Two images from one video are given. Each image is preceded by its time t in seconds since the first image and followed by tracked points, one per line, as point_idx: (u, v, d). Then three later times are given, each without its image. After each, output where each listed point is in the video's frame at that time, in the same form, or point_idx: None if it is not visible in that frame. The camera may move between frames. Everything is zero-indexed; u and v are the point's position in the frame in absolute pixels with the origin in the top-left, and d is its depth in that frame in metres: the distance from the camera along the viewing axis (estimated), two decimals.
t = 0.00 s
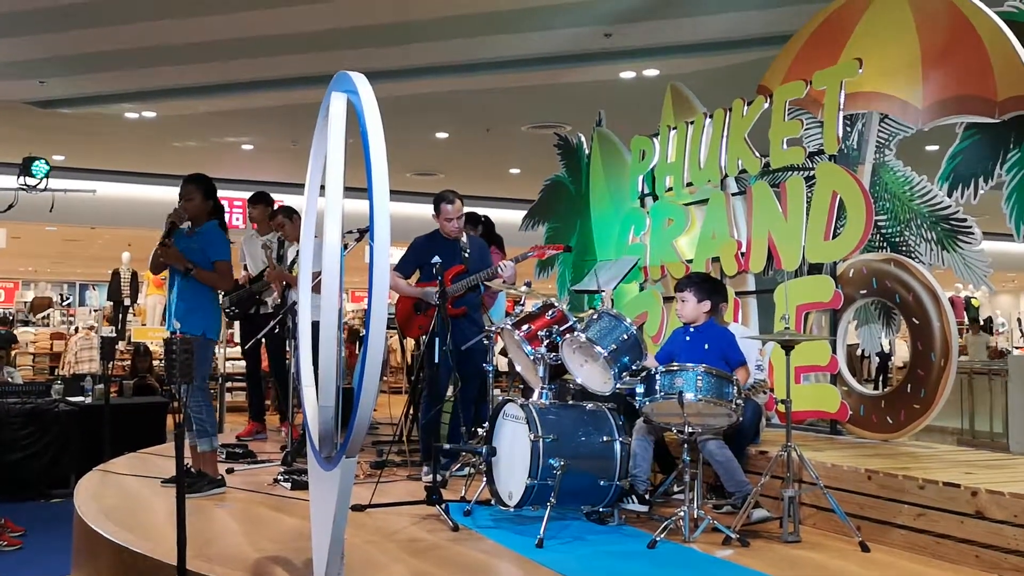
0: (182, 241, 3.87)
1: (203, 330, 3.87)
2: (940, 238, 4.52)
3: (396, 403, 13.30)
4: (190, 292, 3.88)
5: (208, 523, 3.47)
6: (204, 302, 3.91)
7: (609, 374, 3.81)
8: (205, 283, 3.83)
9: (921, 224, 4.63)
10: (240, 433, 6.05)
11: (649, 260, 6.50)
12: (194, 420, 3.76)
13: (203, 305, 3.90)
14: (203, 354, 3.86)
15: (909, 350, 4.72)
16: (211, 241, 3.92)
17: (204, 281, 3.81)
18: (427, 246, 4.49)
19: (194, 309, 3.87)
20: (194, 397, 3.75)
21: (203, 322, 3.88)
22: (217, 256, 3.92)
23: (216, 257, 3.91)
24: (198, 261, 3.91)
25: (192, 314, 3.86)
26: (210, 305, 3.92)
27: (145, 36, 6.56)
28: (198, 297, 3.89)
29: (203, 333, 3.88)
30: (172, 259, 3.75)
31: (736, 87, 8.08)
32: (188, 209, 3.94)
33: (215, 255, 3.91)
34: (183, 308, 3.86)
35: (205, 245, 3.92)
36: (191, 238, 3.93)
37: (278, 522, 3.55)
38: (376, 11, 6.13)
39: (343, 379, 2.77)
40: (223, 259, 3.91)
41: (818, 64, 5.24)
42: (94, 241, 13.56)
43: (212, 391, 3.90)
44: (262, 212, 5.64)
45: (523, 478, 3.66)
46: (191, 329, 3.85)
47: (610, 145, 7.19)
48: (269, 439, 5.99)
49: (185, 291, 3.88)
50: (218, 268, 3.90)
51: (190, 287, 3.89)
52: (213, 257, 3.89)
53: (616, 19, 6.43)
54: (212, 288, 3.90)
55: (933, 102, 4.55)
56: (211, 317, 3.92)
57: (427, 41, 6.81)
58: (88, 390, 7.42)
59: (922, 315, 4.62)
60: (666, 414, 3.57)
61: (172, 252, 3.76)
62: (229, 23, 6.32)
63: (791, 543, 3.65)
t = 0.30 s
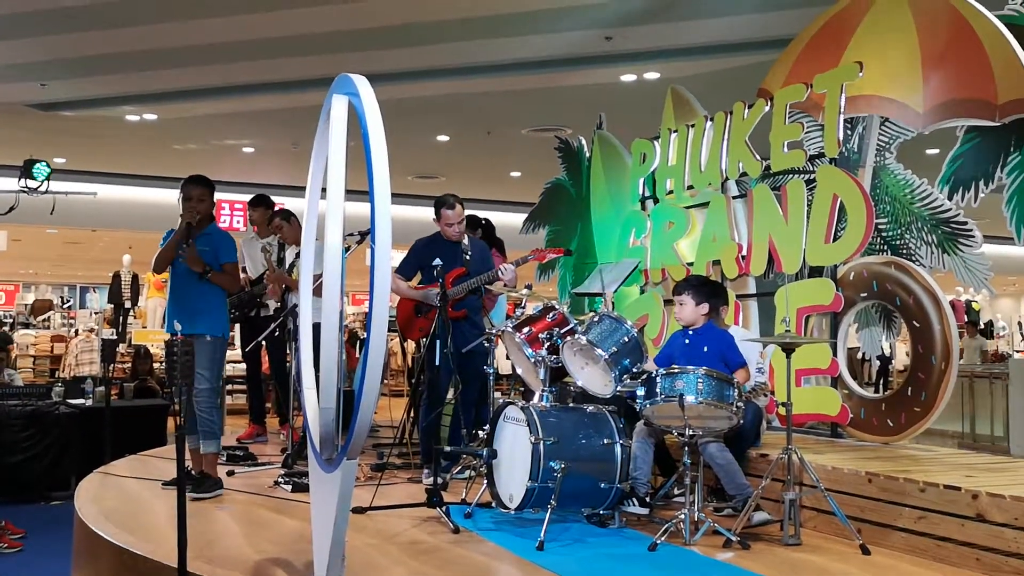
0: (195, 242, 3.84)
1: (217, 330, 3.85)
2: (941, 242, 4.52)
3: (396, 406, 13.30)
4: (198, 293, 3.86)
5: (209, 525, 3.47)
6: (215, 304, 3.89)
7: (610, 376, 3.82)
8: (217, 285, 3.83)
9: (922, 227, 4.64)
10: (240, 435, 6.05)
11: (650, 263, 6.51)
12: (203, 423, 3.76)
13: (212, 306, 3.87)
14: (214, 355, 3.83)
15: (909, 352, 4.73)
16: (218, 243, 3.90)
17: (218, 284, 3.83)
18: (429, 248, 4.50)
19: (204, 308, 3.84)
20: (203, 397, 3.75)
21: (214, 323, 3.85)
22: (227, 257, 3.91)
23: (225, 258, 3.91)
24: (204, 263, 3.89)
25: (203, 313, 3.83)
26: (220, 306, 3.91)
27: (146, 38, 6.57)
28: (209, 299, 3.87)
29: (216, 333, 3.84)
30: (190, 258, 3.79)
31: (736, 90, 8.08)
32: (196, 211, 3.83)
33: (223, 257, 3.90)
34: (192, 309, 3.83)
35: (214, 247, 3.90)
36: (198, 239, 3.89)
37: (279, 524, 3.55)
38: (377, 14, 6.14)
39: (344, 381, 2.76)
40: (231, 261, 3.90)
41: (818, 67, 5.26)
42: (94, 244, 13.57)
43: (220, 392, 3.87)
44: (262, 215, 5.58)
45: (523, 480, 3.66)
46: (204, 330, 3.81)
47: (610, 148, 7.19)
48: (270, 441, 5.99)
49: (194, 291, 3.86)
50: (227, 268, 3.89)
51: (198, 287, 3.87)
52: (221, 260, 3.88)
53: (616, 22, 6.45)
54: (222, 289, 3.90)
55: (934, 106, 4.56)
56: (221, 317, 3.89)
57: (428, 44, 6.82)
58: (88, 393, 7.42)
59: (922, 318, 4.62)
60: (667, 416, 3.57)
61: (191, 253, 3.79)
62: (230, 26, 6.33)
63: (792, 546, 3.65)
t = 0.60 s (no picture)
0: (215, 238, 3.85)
1: (225, 330, 3.83)
2: (942, 242, 4.52)
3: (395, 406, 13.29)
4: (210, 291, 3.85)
5: (209, 524, 3.47)
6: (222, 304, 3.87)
7: (610, 376, 3.82)
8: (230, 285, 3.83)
9: (923, 228, 4.63)
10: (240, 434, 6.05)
11: (651, 263, 6.50)
12: (206, 422, 3.71)
13: (221, 306, 3.86)
14: (218, 355, 3.80)
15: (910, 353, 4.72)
16: (233, 242, 3.93)
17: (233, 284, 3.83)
18: (430, 248, 4.51)
19: (215, 307, 3.83)
20: (208, 397, 3.73)
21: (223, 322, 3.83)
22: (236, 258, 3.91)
23: (236, 259, 3.91)
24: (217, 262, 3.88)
25: (213, 312, 3.82)
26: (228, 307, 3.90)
27: (147, 38, 6.57)
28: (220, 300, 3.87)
29: (224, 333, 3.82)
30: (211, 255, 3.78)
31: (737, 91, 8.08)
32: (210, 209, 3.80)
33: (236, 258, 3.91)
34: (203, 307, 3.81)
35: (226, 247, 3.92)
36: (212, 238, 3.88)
37: (279, 523, 3.55)
38: (379, 14, 6.14)
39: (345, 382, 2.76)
40: (243, 262, 3.91)
41: (819, 68, 5.26)
42: (95, 243, 13.58)
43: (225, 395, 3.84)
44: (262, 217, 5.55)
45: (524, 480, 3.65)
46: (212, 330, 3.79)
47: (611, 149, 7.19)
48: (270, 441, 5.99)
49: (207, 289, 3.85)
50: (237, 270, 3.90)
51: (209, 285, 3.86)
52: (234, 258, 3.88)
53: (617, 23, 6.45)
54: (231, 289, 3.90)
55: (935, 107, 4.55)
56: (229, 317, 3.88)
57: (429, 44, 6.81)
58: (88, 392, 7.42)
59: (923, 318, 4.62)
60: (668, 417, 3.57)
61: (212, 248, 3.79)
62: (231, 25, 6.33)
63: (793, 547, 3.65)
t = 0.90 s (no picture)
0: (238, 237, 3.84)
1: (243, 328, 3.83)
2: (943, 243, 4.52)
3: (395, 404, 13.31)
4: (228, 291, 3.82)
5: (210, 522, 3.47)
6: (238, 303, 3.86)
7: (611, 375, 3.82)
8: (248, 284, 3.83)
9: (924, 229, 4.63)
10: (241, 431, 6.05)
11: (652, 262, 6.50)
12: (214, 419, 3.67)
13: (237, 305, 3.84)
14: (237, 352, 3.80)
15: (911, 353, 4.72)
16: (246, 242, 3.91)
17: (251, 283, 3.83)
18: (432, 247, 4.51)
19: (233, 306, 3.81)
20: (218, 394, 3.70)
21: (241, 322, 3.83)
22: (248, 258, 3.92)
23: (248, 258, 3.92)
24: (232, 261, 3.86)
25: (233, 310, 3.80)
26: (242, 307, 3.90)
27: (149, 35, 6.56)
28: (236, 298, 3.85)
29: (243, 331, 3.82)
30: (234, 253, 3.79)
31: (739, 90, 8.08)
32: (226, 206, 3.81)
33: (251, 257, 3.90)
34: (222, 306, 3.78)
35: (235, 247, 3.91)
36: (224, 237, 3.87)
37: (279, 521, 3.55)
38: (381, 12, 6.14)
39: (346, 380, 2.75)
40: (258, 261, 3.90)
41: (821, 68, 5.26)
42: (96, 240, 13.58)
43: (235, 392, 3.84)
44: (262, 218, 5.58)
45: (524, 479, 3.66)
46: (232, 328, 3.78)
47: (613, 148, 7.19)
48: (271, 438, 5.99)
49: (224, 288, 3.82)
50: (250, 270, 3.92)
51: (226, 285, 3.83)
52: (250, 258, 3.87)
53: (619, 22, 6.45)
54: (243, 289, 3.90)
55: (937, 108, 4.55)
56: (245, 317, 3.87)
57: (431, 42, 6.81)
58: (89, 389, 7.43)
59: (924, 319, 4.62)
60: (669, 416, 3.57)
61: (235, 247, 3.79)
62: (233, 23, 6.32)
63: (793, 546, 3.65)
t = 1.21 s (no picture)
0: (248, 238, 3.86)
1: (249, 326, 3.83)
2: (945, 243, 4.52)
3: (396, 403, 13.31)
4: (237, 290, 3.80)
5: (211, 520, 3.47)
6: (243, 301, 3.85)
7: (613, 375, 3.81)
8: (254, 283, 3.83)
9: (926, 229, 4.62)
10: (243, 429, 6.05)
11: (653, 261, 6.49)
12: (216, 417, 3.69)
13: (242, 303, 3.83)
14: (243, 350, 3.81)
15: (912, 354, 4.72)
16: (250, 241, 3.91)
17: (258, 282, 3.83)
18: (432, 245, 4.51)
19: (239, 305, 3.80)
20: (225, 392, 3.74)
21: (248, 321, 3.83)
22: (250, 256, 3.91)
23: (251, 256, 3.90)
24: (239, 261, 3.84)
25: (241, 310, 3.79)
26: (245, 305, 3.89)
27: (151, 33, 6.57)
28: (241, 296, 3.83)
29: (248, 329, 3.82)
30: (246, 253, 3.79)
31: (741, 90, 8.08)
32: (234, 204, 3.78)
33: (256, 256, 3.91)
34: (229, 305, 3.76)
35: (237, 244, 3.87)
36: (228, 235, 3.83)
37: (280, 519, 3.55)
38: (383, 10, 6.14)
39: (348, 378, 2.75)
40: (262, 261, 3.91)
41: (823, 68, 5.25)
42: (98, 238, 13.60)
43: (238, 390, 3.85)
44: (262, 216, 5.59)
45: (525, 478, 3.66)
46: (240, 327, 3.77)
47: (615, 147, 7.19)
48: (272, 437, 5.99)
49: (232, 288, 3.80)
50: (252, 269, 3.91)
51: (233, 284, 3.81)
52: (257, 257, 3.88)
53: (622, 21, 6.45)
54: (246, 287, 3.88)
55: (938, 108, 4.55)
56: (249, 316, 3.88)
57: (434, 41, 6.81)
58: (90, 386, 7.44)
59: (926, 319, 4.62)
60: (670, 416, 3.57)
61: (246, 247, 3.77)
62: (235, 21, 6.33)
63: (794, 546, 3.65)
